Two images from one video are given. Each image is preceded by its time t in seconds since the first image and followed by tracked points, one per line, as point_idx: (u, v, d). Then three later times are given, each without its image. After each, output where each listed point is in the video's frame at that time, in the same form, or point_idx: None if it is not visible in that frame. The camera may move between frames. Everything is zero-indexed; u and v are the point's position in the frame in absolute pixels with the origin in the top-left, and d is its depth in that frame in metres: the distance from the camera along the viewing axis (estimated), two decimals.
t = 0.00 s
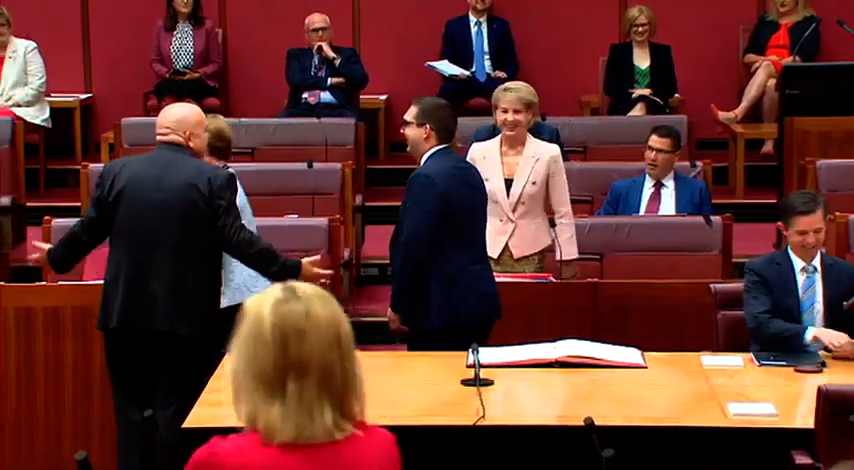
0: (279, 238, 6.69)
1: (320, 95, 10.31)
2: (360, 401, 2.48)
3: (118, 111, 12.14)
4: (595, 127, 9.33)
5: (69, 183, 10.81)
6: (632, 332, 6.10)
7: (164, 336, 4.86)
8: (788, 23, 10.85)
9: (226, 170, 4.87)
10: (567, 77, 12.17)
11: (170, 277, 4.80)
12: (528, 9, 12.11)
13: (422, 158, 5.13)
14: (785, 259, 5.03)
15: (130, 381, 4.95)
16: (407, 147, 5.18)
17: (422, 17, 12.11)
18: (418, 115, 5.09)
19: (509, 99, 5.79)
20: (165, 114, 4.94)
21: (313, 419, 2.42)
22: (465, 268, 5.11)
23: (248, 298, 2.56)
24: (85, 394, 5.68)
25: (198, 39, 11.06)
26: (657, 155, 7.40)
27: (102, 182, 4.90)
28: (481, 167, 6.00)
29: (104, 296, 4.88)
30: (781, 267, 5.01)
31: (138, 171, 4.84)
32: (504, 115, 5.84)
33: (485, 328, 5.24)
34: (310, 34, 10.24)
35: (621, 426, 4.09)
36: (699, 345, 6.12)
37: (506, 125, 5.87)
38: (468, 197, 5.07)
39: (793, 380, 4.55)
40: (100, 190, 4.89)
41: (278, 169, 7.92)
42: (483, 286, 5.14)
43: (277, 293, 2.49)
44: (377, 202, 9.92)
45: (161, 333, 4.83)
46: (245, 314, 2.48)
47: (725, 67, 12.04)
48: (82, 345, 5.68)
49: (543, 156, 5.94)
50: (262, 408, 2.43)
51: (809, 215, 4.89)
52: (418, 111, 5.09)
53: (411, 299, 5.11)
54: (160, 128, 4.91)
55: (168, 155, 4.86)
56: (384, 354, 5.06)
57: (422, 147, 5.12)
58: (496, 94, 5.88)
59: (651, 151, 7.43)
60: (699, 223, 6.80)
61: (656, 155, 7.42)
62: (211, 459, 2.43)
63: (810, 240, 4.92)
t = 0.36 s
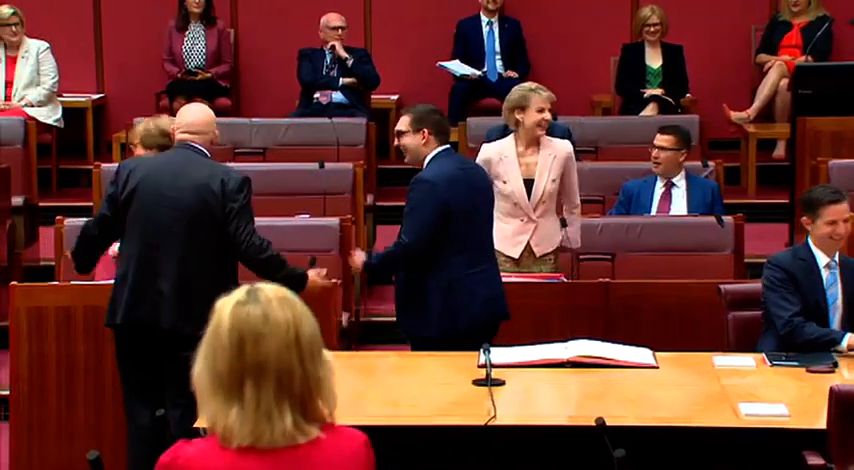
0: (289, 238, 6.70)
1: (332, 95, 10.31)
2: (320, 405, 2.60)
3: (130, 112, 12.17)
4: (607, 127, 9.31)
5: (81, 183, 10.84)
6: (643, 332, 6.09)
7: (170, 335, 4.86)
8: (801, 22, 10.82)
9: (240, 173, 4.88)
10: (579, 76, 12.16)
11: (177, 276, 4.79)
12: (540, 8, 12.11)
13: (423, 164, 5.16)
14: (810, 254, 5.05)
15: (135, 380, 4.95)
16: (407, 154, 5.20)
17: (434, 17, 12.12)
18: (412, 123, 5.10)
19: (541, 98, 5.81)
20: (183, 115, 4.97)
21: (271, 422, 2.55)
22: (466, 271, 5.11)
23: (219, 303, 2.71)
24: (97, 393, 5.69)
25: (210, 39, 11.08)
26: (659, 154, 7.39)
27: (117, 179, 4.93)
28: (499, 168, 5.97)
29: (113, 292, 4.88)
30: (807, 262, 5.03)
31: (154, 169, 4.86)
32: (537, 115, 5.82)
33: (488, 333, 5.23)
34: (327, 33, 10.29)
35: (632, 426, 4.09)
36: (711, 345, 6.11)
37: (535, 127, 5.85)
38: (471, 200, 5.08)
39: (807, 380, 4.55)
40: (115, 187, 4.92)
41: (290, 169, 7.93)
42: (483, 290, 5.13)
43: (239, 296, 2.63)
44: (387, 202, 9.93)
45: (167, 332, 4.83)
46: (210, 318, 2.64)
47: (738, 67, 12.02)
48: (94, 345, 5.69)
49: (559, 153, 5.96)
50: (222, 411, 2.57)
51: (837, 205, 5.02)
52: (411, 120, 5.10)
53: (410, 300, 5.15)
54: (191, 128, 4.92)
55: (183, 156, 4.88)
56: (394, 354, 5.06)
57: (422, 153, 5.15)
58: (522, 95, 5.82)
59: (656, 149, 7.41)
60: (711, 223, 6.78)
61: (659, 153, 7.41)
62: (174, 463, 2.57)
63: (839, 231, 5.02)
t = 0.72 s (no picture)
0: (301, 237, 6.72)
1: (345, 95, 10.31)
2: (319, 408, 2.59)
3: (144, 112, 12.21)
4: (621, 127, 9.29)
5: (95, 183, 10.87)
6: (658, 332, 6.08)
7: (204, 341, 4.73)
8: (815, 22, 10.78)
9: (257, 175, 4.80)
10: (593, 77, 12.15)
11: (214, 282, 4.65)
12: (554, 8, 12.10)
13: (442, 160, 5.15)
14: (824, 253, 5.04)
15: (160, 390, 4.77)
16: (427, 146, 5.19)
17: (447, 17, 12.12)
18: (440, 118, 5.09)
19: (569, 119, 5.72)
20: (187, 116, 4.81)
21: (272, 427, 2.53)
22: (474, 271, 5.12)
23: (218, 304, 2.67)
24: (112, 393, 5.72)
25: (224, 39, 11.10)
26: (669, 152, 7.40)
27: (134, 184, 4.70)
28: (513, 172, 5.89)
29: (139, 300, 4.67)
30: (821, 261, 5.01)
31: (179, 174, 4.67)
32: (558, 132, 5.74)
33: (495, 333, 5.24)
34: (338, 34, 10.32)
35: (645, 427, 4.08)
36: (725, 345, 6.10)
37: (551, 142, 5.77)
38: (483, 201, 5.08)
39: (823, 380, 4.54)
40: (135, 192, 4.68)
41: (303, 169, 7.95)
42: (491, 290, 5.14)
43: (240, 298, 2.59)
44: (400, 202, 9.94)
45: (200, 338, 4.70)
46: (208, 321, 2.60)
47: (752, 68, 11.99)
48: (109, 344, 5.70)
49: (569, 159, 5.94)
50: (221, 417, 2.55)
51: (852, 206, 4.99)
52: (439, 114, 5.09)
53: (417, 299, 5.17)
54: (204, 129, 4.81)
55: (203, 158, 4.73)
56: (407, 354, 5.07)
57: (443, 149, 5.14)
58: (558, 109, 5.69)
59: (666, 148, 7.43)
60: (724, 223, 6.77)
61: (670, 152, 7.42)
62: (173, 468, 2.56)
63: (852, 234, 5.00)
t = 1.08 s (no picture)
0: (315, 237, 6.73)
1: (359, 95, 10.32)
2: (330, 410, 2.59)
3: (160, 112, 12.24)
4: (636, 127, 9.29)
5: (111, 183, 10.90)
6: (674, 333, 6.08)
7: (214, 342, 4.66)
8: (832, 21, 10.74)
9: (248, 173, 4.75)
10: (608, 76, 12.13)
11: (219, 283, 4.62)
12: (569, 8, 12.08)
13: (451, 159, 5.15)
14: (832, 255, 5.13)
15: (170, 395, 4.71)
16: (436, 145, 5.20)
17: (461, 17, 12.12)
18: (449, 117, 5.09)
19: (583, 163, 5.53)
20: (164, 119, 4.74)
21: (285, 428, 2.54)
22: (491, 268, 5.12)
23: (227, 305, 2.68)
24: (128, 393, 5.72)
25: (238, 39, 11.11)
26: (681, 150, 7.45)
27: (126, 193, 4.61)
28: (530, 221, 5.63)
29: (141, 310, 4.60)
30: (829, 262, 5.11)
31: (172, 176, 4.61)
32: (575, 179, 5.53)
33: (513, 330, 5.24)
34: (352, 34, 10.32)
35: (661, 427, 4.07)
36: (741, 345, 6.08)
37: (568, 190, 5.55)
38: (495, 199, 5.07)
39: (839, 381, 4.52)
40: (127, 200, 4.60)
41: (317, 169, 7.95)
42: (508, 287, 5.14)
43: (251, 300, 2.60)
44: (414, 202, 9.95)
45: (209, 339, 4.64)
46: (220, 322, 2.60)
47: (768, 67, 11.95)
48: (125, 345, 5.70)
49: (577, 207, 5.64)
50: (233, 420, 2.55)
51: None
52: (448, 114, 5.09)
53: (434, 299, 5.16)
54: (182, 127, 4.74)
55: (192, 160, 4.67)
56: (422, 353, 5.07)
57: (451, 148, 5.15)
58: (571, 159, 5.50)
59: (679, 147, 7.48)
60: (739, 223, 6.78)
61: (683, 150, 7.46)
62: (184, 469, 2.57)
63: None
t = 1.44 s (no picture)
0: (328, 237, 6.74)
1: (373, 95, 10.33)
2: (343, 408, 2.60)
3: (173, 112, 12.27)
4: (651, 127, 9.27)
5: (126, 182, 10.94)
6: (686, 333, 6.06)
7: (173, 342, 4.69)
8: (847, 21, 10.71)
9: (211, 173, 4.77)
10: (623, 76, 12.11)
11: (180, 284, 4.65)
12: (583, 8, 12.07)
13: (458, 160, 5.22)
14: (841, 256, 5.11)
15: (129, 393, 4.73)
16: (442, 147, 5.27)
17: (475, 17, 12.11)
18: (452, 118, 5.18)
19: (588, 196, 5.83)
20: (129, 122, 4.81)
21: (301, 427, 2.54)
22: (504, 266, 5.16)
23: (239, 303, 2.68)
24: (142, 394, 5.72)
25: (253, 39, 11.13)
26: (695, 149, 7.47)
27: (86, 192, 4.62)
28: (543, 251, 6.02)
29: (101, 309, 4.63)
30: (837, 265, 5.09)
31: (133, 177, 4.63)
32: (582, 212, 5.84)
33: (527, 328, 5.28)
34: (369, 35, 10.32)
35: (676, 427, 4.06)
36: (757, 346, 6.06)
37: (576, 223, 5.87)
38: (506, 197, 5.13)
39: None
40: (87, 199, 4.61)
41: (331, 169, 7.96)
42: (523, 285, 5.18)
43: (265, 300, 2.60)
44: (428, 201, 9.96)
45: (168, 339, 4.67)
46: (233, 321, 2.61)
47: (783, 67, 11.93)
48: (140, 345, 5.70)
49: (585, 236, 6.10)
50: (247, 421, 2.55)
51: None
52: (452, 115, 5.18)
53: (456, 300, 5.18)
54: (146, 130, 4.80)
55: (155, 162, 4.70)
56: (436, 353, 5.07)
57: (457, 149, 5.23)
58: (573, 194, 5.79)
59: (692, 146, 7.50)
60: (755, 223, 6.77)
61: (696, 148, 7.50)
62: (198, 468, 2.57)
63: None
